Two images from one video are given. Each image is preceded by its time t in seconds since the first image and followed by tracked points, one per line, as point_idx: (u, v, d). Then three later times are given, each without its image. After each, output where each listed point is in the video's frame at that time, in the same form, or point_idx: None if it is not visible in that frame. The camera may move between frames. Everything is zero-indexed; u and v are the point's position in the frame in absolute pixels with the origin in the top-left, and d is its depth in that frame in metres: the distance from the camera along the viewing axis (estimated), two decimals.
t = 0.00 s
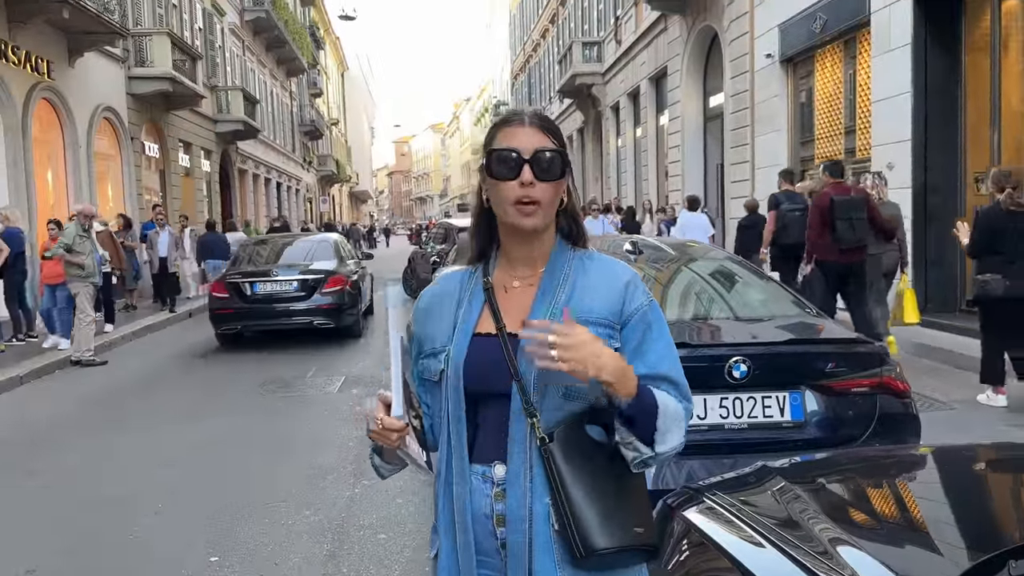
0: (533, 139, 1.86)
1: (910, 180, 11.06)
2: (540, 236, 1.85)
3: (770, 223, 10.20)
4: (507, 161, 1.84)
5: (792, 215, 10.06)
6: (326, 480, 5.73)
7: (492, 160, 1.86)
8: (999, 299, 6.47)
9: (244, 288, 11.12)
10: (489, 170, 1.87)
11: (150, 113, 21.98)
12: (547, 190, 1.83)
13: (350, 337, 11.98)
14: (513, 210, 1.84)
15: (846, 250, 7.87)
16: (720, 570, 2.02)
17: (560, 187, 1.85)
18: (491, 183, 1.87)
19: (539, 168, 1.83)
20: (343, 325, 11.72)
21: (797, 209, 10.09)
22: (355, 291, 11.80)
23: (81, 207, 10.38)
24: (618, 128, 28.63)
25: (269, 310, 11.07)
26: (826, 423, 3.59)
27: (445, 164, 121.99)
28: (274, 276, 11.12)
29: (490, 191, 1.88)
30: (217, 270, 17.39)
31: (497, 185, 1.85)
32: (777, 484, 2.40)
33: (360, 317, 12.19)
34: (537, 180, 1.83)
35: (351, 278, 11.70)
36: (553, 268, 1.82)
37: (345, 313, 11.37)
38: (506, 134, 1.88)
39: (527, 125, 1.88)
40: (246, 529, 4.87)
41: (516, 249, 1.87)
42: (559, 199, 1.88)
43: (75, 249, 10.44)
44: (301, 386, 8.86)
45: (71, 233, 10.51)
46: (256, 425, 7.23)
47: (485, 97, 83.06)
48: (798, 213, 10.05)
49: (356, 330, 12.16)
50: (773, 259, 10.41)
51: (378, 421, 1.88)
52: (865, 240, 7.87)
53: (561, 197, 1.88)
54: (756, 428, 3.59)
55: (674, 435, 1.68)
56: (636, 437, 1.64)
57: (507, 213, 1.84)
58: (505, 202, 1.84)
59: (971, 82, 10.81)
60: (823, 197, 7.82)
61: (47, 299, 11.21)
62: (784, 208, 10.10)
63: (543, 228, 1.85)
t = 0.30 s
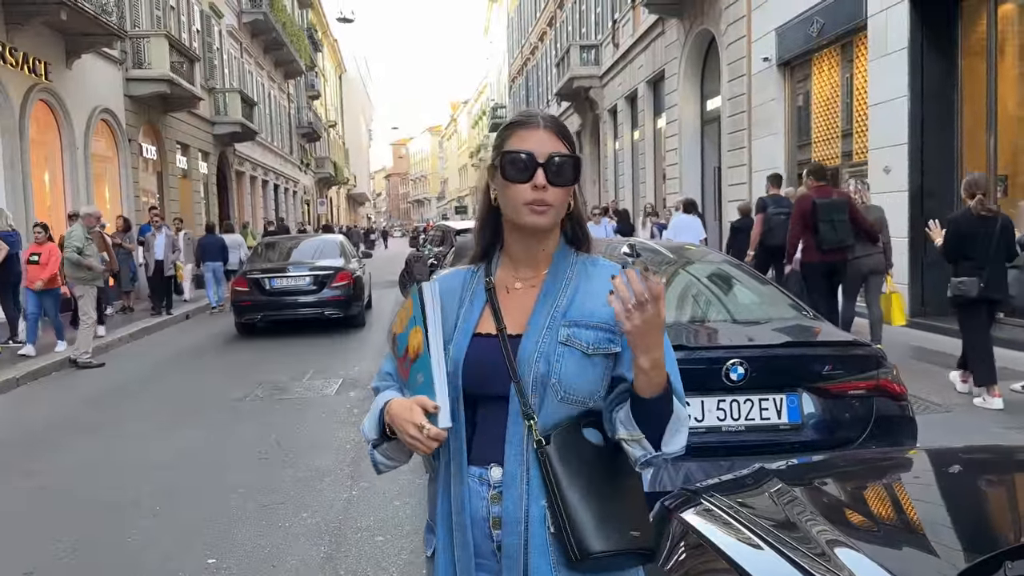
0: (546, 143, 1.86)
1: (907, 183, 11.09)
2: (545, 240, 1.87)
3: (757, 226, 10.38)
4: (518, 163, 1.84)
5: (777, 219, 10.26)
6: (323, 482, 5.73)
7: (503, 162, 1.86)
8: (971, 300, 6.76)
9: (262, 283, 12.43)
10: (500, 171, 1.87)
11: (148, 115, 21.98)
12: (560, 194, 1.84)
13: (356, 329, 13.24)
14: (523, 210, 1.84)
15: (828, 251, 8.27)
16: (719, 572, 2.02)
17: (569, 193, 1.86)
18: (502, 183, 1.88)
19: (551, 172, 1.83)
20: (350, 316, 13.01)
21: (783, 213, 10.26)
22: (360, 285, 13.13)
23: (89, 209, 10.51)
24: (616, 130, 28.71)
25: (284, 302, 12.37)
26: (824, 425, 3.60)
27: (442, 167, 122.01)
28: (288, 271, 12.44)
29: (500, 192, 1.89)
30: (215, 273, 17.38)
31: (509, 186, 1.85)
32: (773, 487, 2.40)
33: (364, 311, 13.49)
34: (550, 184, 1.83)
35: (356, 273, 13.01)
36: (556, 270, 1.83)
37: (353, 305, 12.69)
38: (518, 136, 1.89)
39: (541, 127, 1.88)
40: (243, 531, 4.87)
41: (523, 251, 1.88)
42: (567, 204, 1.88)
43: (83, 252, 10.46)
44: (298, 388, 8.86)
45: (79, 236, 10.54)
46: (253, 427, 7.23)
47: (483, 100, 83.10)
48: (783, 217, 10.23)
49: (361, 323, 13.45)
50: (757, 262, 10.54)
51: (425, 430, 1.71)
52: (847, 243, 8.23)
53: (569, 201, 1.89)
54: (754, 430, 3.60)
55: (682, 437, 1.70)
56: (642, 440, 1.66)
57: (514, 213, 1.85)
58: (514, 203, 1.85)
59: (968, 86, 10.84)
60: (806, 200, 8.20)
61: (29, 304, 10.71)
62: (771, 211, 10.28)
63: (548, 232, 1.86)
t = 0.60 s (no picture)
0: (546, 152, 1.87)
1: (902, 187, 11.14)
2: (545, 248, 1.88)
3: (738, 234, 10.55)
4: (518, 172, 1.85)
5: (759, 226, 10.43)
6: (319, 485, 5.72)
7: (506, 172, 1.87)
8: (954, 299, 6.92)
9: (273, 280, 13.54)
10: (501, 179, 1.88)
11: (144, 117, 21.98)
12: (559, 204, 1.86)
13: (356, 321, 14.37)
14: (524, 218, 1.86)
15: (816, 256, 8.37)
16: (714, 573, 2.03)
17: (570, 203, 1.88)
18: (503, 192, 1.89)
19: (552, 182, 1.85)
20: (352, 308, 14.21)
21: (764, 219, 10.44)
22: (359, 281, 14.35)
23: (91, 213, 10.38)
24: (612, 134, 28.77)
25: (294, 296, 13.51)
26: (819, 428, 3.62)
27: (438, 170, 122.02)
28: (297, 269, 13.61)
29: (501, 200, 1.90)
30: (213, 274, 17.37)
31: (509, 195, 1.87)
32: (767, 489, 2.43)
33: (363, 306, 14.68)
34: (551, 194, 1.85)
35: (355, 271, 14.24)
36: (557, 278, 1.84)
37: (354, 298, 13.95)
38: (519, 145, 1.89)
39: (542, 135, 1.90)
40: (239, 534, 4.86)
41: (522, 257, 1.89)
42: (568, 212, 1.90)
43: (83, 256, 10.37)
44: (294, 390, 8.85)
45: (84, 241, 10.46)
46: (249, 429, 7.23)
47: (478, 102, 83.04)
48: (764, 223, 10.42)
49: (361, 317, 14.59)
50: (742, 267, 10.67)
51: (459, 436, 1.72)
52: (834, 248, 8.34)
53: (569, 209, 1.91)
54: (749, 432, 3.63)
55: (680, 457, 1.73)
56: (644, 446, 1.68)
57: (516, 220, 1.86)
58: (516, 211, 1.86)
59: (963, 90, 10.89)
60: (794, 208, 8.29)
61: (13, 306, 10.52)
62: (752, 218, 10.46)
63: (548, 241, 1.87)
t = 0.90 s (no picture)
0: (531, 147, 1.88)
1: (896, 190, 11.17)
2: (536, 245, 1.89)
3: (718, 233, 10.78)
4: (505, 168, 1.86)
5: (738, 225, 10.68)
6: (314, 486, 5.72)
7: (492, 168, 1.88)
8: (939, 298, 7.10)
9: (281, 276, 14.71)
10: (488, 175, 1.89)
11: (139, 117, 21.94)
12: (546, 198, 1.86)
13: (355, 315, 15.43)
14: (513, 214, 1.86)
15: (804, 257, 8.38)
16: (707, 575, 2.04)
17: (558, 198, 1.88)
18: (490, 189, 1.90)
19: (538, 177, 1.86)
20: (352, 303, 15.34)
21: (742, 218, 10.69)
22: (359, 278, 15.47)
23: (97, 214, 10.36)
24: (608, 136, 28.76)
25: (300, 292, 14.68)
26: (813, 430, 3.63)
27: (434, 171, 121.93)
28: (302, 266, 14.79)
29: (489, 197, 1.91)
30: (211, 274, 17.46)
31: (496, 191, 1.88)
32: (761, 491, 2.44)
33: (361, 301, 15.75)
34: (537, 187, 1.86)
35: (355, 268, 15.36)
36: (548, 278, 1.85)
37: (354, 294, 15.08)
38: (504, 141, 1.90)
39: (527, 131, 1.90)
40: (233, 536, 4.85)
41: (513, 256, 1.90)
42: (557, 207, 1.90)
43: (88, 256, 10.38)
44: (289, 391, 8.84)
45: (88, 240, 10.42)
46: (244, 431, 7.22)
47: (474, 103, 82.97)
48: (742, 222, 10.66)
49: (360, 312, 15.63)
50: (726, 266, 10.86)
51: (424, 410, 1.72)
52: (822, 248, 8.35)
53: (557, 205, 1.91)
54: (743, 434, 3.63)
55: (671, 454, 1.73)
56: (628, 437, 1.68)
57: (505, 217, 1.87)
58: (504, 207, 1.87)
59: (957, 94, 10.93)
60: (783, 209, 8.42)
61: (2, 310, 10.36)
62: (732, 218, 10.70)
63: (538, 238, 1.88)
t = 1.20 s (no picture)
0: (519, 157, 1.89)
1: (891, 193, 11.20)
2: (531, 250, 1.90)
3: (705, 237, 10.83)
4: (495, 179, 1.88)
5: (723, 229, 10.71)
6: (309, 487, 5.72)
7: (481, 179, 1.89)
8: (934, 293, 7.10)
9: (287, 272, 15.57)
10: (477, 188, 1.91)
11: (135, 117, 21.91)
12: (537, 207, 1.88)
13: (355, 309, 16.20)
14: (503, 225, 1.88)
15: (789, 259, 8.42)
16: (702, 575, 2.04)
17: (548, 205, 1.90)
18: (481, 199, 1.91)
19: (528, 186, 1.87)
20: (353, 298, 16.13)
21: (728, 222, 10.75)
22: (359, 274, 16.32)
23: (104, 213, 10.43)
24: (604, 137, 28.80)
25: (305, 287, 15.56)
26: (807, 431, 3.65)
27: (429, 171, 121.85)
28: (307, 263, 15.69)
29: (479, 208, 1.92)
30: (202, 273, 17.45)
31: (486, 203, 1.89)
32: (756, 491, 2.45)
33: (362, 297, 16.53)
34: (527, 198, 1.87)
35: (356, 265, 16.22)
36: (542, 279, 1.86)
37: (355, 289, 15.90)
38: (492, 152, 1.91)
39: (514, 140, 1.91)
40: (228, 536, 4.85)
41: (507, 260, 1.90)
42: (547, 214, 1.91)
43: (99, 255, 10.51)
44: (284, 391, 8.84)
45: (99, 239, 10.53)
46: (238, 432, 7.21)
47: (469, 104, 82.92)
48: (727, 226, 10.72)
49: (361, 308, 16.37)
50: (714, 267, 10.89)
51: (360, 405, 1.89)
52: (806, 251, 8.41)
53: (549, 211, 1.92)
54: (738, 436, 3.64)
55: (664, 437, 1.72)
56: (615, 410, 1.67)
57: (495, 227, 1.88)
58: (494, 217, 1.88)
59: (952, 96, 10.99)
60: (768, 213, 8.41)
61: None
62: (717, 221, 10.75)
63: (531, 245, 1.89)
